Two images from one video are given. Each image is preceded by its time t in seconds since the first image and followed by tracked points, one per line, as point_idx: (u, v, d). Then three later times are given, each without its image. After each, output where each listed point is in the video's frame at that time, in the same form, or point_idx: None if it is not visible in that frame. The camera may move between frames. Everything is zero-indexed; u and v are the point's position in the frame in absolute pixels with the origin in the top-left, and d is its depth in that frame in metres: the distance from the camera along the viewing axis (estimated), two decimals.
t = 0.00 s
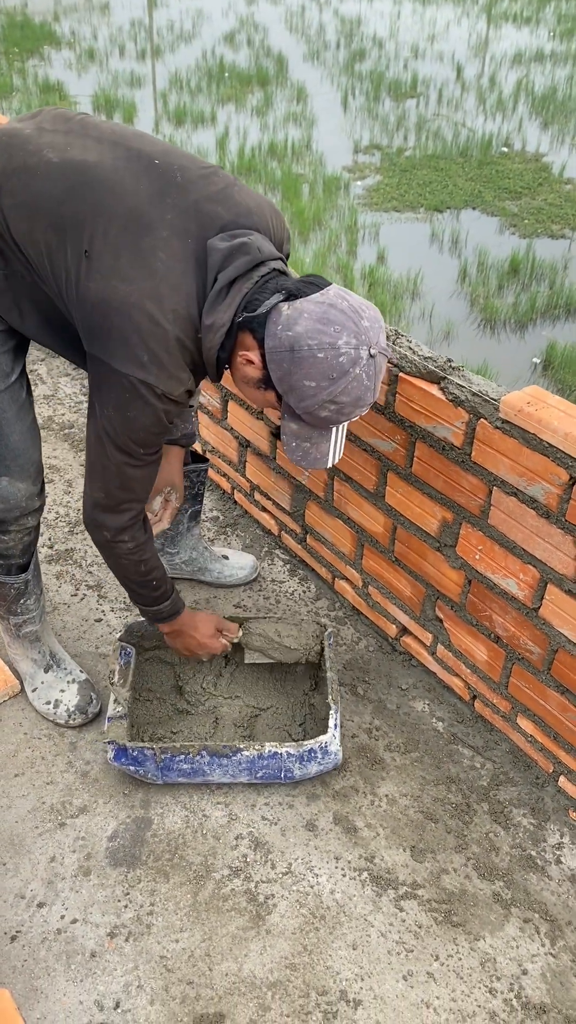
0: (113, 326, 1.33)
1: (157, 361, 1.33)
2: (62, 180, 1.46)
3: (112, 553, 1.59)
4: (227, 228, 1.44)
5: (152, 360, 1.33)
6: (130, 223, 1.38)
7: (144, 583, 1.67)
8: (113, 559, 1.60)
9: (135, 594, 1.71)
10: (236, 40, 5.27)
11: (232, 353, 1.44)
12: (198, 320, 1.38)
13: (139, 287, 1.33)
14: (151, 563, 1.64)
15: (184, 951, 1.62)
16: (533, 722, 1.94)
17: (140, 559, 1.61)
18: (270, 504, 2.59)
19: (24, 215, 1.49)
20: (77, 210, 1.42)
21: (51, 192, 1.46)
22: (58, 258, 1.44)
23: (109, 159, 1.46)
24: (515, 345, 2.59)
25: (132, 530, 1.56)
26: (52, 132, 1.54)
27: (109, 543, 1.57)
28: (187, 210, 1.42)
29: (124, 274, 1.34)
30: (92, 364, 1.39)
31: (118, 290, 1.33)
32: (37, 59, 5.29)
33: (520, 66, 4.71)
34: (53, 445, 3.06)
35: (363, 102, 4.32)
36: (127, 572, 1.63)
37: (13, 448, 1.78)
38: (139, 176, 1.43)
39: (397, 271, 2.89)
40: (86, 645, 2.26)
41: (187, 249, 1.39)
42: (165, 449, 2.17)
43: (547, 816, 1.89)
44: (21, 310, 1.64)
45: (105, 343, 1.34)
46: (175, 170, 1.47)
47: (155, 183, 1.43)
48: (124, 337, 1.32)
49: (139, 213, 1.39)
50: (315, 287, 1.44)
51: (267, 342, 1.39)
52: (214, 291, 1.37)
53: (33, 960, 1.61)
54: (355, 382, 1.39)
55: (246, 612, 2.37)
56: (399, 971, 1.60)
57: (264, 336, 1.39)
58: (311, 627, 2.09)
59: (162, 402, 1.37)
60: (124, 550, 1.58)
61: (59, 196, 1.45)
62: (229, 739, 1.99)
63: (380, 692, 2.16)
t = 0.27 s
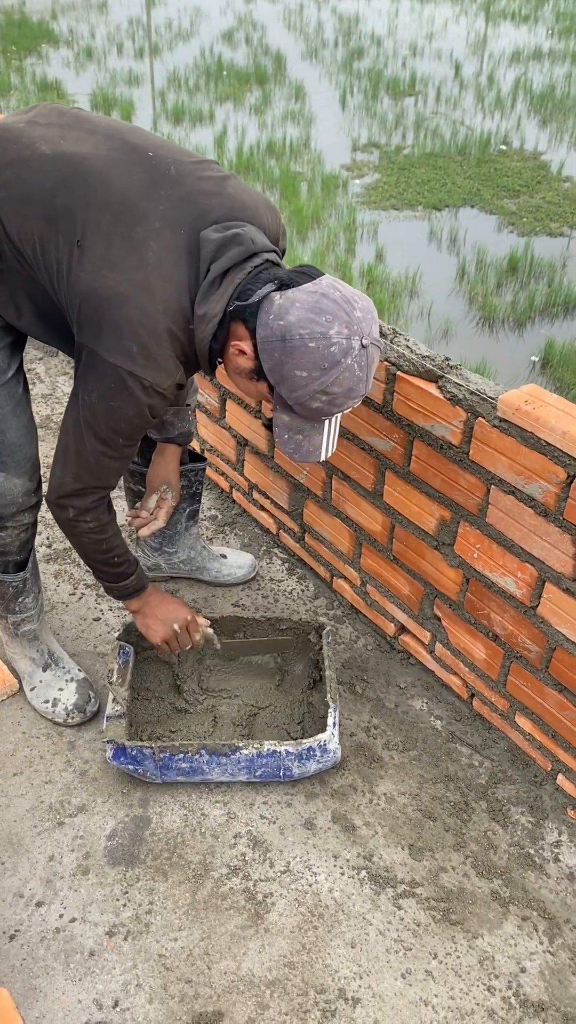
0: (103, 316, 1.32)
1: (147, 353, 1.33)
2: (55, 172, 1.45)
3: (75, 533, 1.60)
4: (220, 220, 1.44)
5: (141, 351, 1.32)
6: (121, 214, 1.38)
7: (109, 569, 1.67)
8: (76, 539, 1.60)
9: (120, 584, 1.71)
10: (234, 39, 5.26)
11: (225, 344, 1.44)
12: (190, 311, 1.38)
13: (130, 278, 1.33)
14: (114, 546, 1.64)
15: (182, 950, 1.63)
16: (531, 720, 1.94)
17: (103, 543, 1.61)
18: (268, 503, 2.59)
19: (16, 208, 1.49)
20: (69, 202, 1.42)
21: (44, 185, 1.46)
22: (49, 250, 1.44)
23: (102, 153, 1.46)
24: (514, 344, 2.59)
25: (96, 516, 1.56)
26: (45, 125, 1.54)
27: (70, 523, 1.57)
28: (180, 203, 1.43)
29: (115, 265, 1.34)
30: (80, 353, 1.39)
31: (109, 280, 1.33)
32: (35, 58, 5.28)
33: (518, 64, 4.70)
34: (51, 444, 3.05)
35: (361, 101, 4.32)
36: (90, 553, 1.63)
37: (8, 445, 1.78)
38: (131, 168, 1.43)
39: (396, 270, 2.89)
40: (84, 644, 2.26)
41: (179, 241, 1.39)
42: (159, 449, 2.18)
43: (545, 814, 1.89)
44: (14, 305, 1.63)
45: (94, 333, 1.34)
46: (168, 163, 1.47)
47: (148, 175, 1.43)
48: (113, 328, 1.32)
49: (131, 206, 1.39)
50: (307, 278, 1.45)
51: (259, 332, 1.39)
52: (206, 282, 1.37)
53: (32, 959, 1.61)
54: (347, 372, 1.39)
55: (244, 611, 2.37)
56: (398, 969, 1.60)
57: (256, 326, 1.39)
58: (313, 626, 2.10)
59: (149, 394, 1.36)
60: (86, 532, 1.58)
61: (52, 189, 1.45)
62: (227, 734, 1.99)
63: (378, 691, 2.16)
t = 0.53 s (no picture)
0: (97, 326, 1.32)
1: (142, 359, 1.33)
2: (45, 181, 1.46)
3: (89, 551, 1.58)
4: (211, 226, 1.44)
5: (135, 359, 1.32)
6: (112, 221, 1.38)
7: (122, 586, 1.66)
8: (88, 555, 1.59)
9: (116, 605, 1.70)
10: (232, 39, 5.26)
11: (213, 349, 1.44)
12: (182, 318, 1.38)
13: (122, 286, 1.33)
14: (129, 564, 1.63)
15: (179, 950, 1.63)
16: (528, 720, 1.95)
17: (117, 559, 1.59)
18: (265, 504, 2.59)
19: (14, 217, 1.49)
20: (61, 210, 1.42)
21: (35, 194, 1.46)
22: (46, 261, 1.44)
23: (92, 160, 1.46)
24: (511, 344, 2.59)
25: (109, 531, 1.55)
26: (36, 133, 1.55)
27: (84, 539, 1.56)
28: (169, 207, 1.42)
29: (107, 272, 1.34)
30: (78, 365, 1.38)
31: (102, 289, 1.33)
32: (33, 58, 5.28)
33: (517, 64, 4.70)
34: (49, 445, 3.06)
35: (360, 101, 4.32)
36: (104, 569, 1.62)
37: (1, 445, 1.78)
38: (121, 174, 1.43)
39: (394, 270, 2.89)
40: (82, 645, 2.27)
41: (171, 248, 1.39)
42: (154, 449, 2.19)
43: (542, 814, 1.89)
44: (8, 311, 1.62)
45: (89, 343, 1.34)
46: (159, 169, 1.47)
47: (138, 181, 1.43)
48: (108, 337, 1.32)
49: (121, 212, 1.39)
50: (301, 288, 1.45)
51: (251, 342, 1.38)
52: (198, 289, 1.37)
53: (29, 960, 1.61)
54: (336, 386, 1.40)
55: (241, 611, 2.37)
56: (394, 969, 1.61)
57: (248, 335, 1.38)
58: (308, 626, 2.10)
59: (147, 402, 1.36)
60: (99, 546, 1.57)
61: (43, 197, 1.45)
62: (224, 736, 2.01)
63: (375, 691, 2.16)
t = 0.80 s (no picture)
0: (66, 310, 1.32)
1: (113, 344, 1.33)
2: (14, 164, 1.45)
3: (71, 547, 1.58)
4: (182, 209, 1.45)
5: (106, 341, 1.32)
6: (79, 205, 1.38)
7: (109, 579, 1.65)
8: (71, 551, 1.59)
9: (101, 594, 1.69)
10: (232, 40, 5.26)
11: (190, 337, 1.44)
12: (153, 302, 1.38)
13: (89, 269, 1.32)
14: (117, 559, 1.63)
15: (178, 951, 1.63)
16: (527, 721, 1.94)
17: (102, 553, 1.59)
18: (264, 505, 2.59)
19: None
20: (30, 193, 1.42)
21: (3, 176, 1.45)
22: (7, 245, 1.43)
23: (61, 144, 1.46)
24: (510, 345, 2.59)
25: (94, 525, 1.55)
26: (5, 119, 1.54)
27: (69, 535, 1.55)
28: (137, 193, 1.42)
29: (75, 256, 1.33)
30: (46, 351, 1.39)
31: (71, 272, 1.33)
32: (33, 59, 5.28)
33: (516, 66, 4.71)
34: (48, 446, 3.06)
35: (359, 103, 4.33)
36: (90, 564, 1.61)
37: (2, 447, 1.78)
38: (89, 159, 1.43)
39: (393, 272, 2.90)
40: (80, 646, 2.26)
41: (140, 232, 1.38)
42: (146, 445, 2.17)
43: (540, 815, 1.89)
44: None
45: (58, 329, 1.34)
46: (129, 152, 1.47)
47: (106, 165, 1.44)
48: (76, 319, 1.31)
49: (86, 197, 1.38)
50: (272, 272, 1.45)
51: (221, 329, 1.39)
52: (169, 274, 1.37)
53: (27, 961, 1.61)
54: (310, 372, 1.40)
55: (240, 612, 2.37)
56: (393, 971, 1.60)
57: (219, 322, 1.39)
58: (306, 626, 2.09)
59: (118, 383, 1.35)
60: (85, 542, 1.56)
61: (11, 179, 1.44)
62: (224, 737, 2.00)
63: (374, 693, 2.16)
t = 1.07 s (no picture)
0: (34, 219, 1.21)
1: (100, 238, 1.23)
2: None
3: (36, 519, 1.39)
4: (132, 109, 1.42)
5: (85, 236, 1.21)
6: (30, 116, 1.31)
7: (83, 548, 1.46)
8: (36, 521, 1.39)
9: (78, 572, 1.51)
10: (232, 43, 5.26)
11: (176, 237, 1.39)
12: (134, 190, 1.32)
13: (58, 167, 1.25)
14: (88, 519, 1.44)
15: (176, 955, 1.63)
16: (526, 724, 1.94)
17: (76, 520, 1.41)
18: (263, 507, 2.59)
19: None
20: None
21: None
22: None
23: None
24: (509, 347, 2.59)
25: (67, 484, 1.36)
26: None
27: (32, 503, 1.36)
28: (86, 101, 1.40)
29: (39, 156, 1.25)
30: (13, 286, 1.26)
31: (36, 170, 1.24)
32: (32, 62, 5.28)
33: (516, 69, 4.71)
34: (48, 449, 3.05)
35: (359, 106, 4.33)
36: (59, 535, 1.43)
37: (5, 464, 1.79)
38: (21, 81, 1.38)
39: (392, 274, 2.90)
40: (80, 649, 2.26)
41: (102, 130, 1.34)
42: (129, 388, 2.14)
43: (539, 818, 1.89)
44: None
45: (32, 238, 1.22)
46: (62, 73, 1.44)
47: (44, 85, 1.39)
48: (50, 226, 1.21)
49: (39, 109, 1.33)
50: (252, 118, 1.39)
51: (225, 187, 1.31)
52: (141, 155, 1.34)
53: (25, 964, 1.61)
54: (331, 194, 1.32)
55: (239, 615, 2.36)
56: (391, 974, 1.60)
57: (220, 184, 1.31)
58: (306, 627, 2.08)
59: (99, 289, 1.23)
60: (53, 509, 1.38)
61: None
62: (222, 740, 1.99)
63: (373, 696, 2.16)
